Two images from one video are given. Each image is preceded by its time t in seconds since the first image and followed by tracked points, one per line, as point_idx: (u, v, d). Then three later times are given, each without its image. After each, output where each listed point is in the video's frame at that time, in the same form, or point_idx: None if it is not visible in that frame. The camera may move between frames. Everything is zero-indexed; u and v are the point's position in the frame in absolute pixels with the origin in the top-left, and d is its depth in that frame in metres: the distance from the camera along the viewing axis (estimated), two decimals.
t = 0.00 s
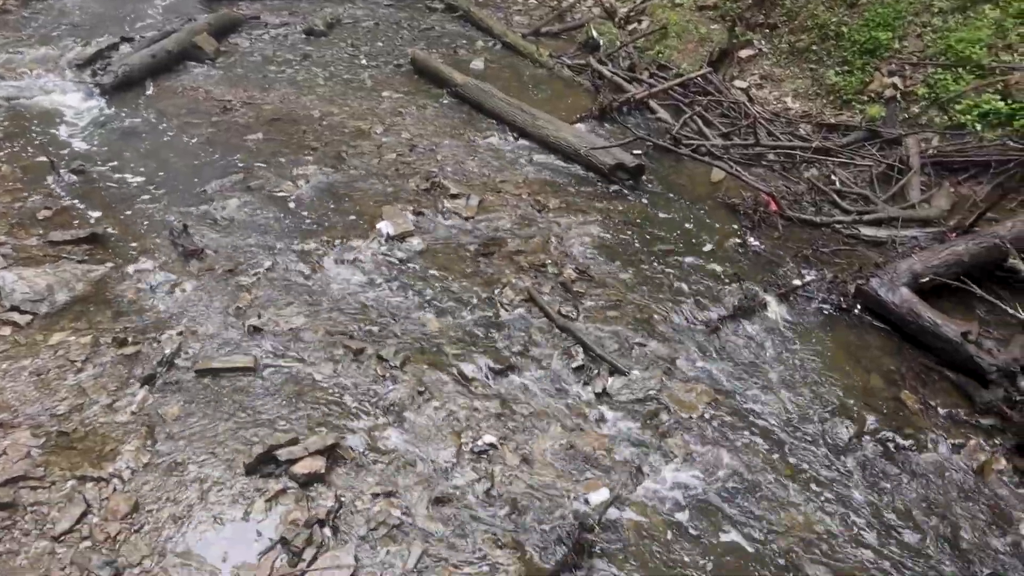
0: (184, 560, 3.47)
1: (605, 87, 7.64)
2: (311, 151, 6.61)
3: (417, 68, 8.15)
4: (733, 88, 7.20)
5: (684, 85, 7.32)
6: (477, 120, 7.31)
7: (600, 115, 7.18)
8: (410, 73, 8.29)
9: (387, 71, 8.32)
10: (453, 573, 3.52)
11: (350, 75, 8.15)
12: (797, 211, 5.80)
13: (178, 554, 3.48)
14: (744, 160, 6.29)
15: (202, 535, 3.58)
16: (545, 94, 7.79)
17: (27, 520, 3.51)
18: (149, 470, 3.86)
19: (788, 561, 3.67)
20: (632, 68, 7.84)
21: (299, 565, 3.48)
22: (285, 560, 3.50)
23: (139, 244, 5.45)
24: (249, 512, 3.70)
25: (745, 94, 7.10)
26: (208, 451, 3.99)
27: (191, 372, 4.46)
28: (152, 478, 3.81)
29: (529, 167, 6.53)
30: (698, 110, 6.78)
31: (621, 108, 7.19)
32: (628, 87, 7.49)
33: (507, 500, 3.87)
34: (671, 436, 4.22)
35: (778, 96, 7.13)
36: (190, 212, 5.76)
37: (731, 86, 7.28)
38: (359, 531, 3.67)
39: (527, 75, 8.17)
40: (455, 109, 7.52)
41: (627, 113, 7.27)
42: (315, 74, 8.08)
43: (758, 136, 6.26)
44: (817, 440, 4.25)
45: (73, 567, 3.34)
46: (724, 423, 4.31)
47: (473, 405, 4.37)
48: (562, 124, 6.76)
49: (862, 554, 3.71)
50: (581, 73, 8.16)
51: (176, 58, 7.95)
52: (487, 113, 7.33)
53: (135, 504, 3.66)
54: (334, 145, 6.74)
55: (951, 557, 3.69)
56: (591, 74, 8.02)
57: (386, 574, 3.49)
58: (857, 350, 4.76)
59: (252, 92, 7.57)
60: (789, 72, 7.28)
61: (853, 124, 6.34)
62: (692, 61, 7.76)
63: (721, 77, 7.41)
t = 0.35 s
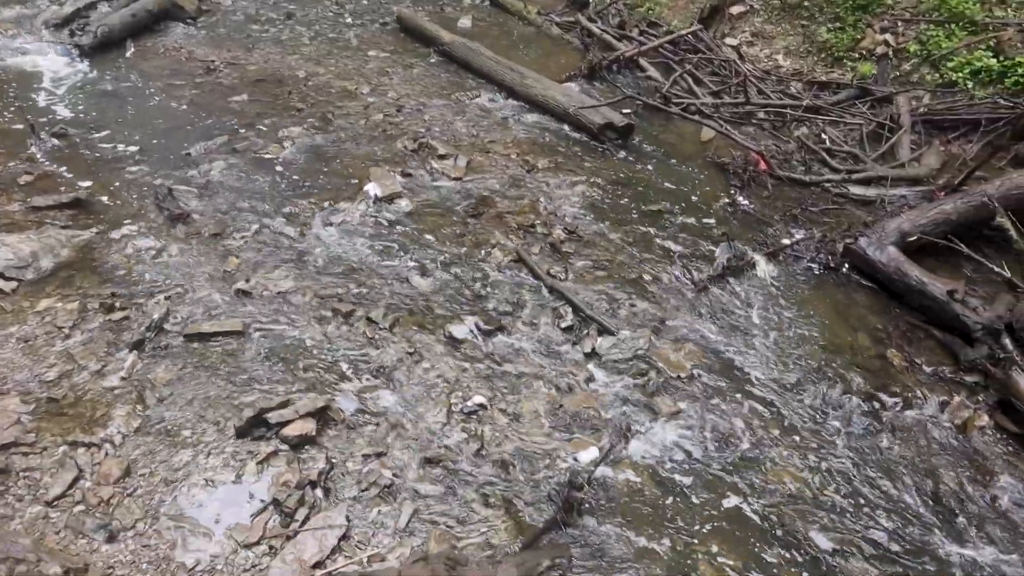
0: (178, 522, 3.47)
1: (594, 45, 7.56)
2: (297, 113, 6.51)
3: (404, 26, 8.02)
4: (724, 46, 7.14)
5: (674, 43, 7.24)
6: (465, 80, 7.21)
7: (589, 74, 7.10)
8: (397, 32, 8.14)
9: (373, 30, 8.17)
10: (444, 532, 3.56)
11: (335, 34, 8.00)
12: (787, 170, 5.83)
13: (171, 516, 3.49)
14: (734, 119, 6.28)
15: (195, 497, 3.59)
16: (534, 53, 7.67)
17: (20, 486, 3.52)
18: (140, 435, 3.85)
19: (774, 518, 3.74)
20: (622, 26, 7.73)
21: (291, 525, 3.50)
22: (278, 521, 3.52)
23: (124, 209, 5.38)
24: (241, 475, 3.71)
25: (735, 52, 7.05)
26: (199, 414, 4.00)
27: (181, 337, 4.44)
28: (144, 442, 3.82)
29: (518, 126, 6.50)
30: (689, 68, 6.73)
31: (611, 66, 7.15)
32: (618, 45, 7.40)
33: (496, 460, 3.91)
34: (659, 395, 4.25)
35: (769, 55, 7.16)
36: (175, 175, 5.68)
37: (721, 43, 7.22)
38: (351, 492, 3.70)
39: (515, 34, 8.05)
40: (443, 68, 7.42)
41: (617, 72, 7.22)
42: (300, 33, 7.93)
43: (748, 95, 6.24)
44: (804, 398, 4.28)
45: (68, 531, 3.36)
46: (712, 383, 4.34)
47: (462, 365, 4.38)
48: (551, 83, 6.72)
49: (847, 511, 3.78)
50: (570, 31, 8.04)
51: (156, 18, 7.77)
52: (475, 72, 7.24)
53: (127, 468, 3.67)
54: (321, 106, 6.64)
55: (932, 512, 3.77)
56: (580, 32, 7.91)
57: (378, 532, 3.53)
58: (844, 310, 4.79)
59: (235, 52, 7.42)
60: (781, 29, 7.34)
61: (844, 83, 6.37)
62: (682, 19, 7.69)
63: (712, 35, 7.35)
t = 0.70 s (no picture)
0: (164, 504, 3.45)
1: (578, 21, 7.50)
2: (278, 92, 6.43)
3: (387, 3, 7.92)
4: (709, 21, 7.14)
5: (658, 16, 7.26)
6: (448, 56, 7.16)
7: (574, 49, 7.07)
8: (379, 9, 8.05)
9: (355, 7, 8.06)
10: (431, 509, 3.56)
11: (316, 11, 7.90)
12: (772, 145, 5.86)
13: (157, 498, 3.47)
14: (719, 94, 6.29)
15: (181, 479, 3.56)
16: (519, 30, 7.59)
17: (4, 471, 3.48)
18: (124, 417, 3.82)
19: (760, 492, 3.76)
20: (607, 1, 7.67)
21: (278, 505, 3.49)
22: (264, 501, 3.50)
23: (105, 191, 5.30)
24: (227, 456, 3.68)
25: (721, 26, 7.05)
26: (183, 396, 3.96)
27: (164, 319, 4.39)
28: (129, 425, 3.78)
29: (503, 103, 6.46)
30: (674, 44, 6.72)
31: (595, 41, 7.13)
32: (602, 20, 7.36)
33: (482, 437, 3.90)
34: (645, 371, 4.25)
35: (755, 29, 7.17)
36: (156, 156, 5.60)
37: (707, 18, 7.21)
38: (337, 471, 3.69)
39: (499, 10, 7.98)
40: (426, 45, 7.36)
41: (602, 47, 7.22)
42: (281, 11, 7.81)
43: (734, 69, 6.24)
44: (789, 372, 4.30)
45: (53, 515, 3.33)
46: (697, 358, 4.35)
47: (447, 344, 4.37)
48: (535, 58, 6.69)
49: (832, 484, 3.80)
50: (554, 7, 7.99)
51: None
52: (459, 49, 7.19)
53: (112, 451, 3.63)
54: (303, 84, 6.57)
55: (915, 483, 3.81)
56: (564, 8, 7.87)
57: (365, 511, 3.53)
58: (828, 285, 4.80)
59: (215, 30, 7.32)
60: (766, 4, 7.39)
61: (830, 57, 6.43)
62: None
63: (697, 10, 7.34)
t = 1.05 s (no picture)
0: (151, 488, 3.42)
1: None
2: (258, 72, 6.35)
3: None
4: None
5: None
6: (430, 34, 7.15)
7: (556, 26, 7.05)
8: None
9: None
10: (418, 487, 3.56)
11: None
12: (755, 121, 5.89)
13: (143, 482, 3.44)
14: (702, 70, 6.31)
15: (167, 463, 3.54)
16: (502, 8, 7.56)
17: None
18: (109, 402, 3.78)
19: (745, 465, 3.79)
20: None
21: (265, 487, 3.47)
22: (251, 483, 3.48)
23: (84, 175, 5.21)
24: (213, 438, 3.66)
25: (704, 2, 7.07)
26: (167, 379, 3.93)
27: (147, 303, 4.35)
28: (114, 409, 3.75)
29: (485, 81, 6.45)
30: (657, 20, 6.74)
31: (579, 18, 7.12)
32: None
33: (468, 414, 3.91)
34: (630, 347, 4.27)
35: (739, 5, 7.22)
36: (135, 139, 5.52)
37: None
38: (324, 451, 3.68)
39: None
40: (408, 23, 7.34)
41: (585, 24, 7.21)
42: None
43: (717, 45, 6.22)
44: (773, 348, 4.32)
45: (39, 501, 3.29)
46: (683, 334, 4.36)
47: (432, 322, 4.36)
48: (518, 36, 6.68)
49: (817, 456, 3.84)
50: None
51: None
52: (441, 27, 7.18)
53: (97, 437, 3.60)
54: (283, 64, 6.50)
55: (898, 454, 3.85)
56: None
57: (352, 490, 3.52)
58: (811, 260, 4.83)
59: (193, 11, 7.23)
60: None
61: (813, 31, 6.47)
62: None
63: None
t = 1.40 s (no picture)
0: (137, 472, 3.41)
1: None
2: (237, 52, 6.27)
3: None
4: None
5: None
6: (411, 13, 7.08)
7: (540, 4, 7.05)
8: None
9: None
10: (405, 467, 3.57)
11: None
12: (739, 96, 5.91)
13: (129, 467, 3.43)
14: (685, 46, 6.31)
15: (154, 446, 3.53)
16: None
17: None
18: (93, 387, 3.76)
19: (729, 440, 3.82)
20: None
21: (252, 469, 3.46)
22: (238, 465, 3.48)
23: (61, 158, 5.12)
24: (198, 421, 3.65)
25: None
26: (151, 363, 3.91)
27: (128, 288, 4.31)
28: (99, 395, 3.72)
29: (467, 59, 6.40)
30: None
31: None
32: None
33: (453, 393, 3.92)
34: (614, 323, 4.28)
35: None
36: (113, 122, 5.44)
37: None
38: (310, 432, 3.68)
39: None
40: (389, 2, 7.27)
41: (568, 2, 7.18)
42: None
43: (700, 20, 6.22)
44: (757, 323, 4.34)
45: (25, 488, 3.28)
46: (667, 309, 4.38)
47: (417, 302, 4.35)
48: (500, 14, 6.63)
49: (800, 429, 3.88)
50: None
51: None
52: (423, 6, 7.12)
53: (82, 422, 3.58)
54: (263, 44, 6.42)
55: (880, 426, 3.90)
56: None
57: (339, 471, 3.52)
58: (795, 236, 4.85)
59: None
60: None
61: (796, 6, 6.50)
62: None
63: None
